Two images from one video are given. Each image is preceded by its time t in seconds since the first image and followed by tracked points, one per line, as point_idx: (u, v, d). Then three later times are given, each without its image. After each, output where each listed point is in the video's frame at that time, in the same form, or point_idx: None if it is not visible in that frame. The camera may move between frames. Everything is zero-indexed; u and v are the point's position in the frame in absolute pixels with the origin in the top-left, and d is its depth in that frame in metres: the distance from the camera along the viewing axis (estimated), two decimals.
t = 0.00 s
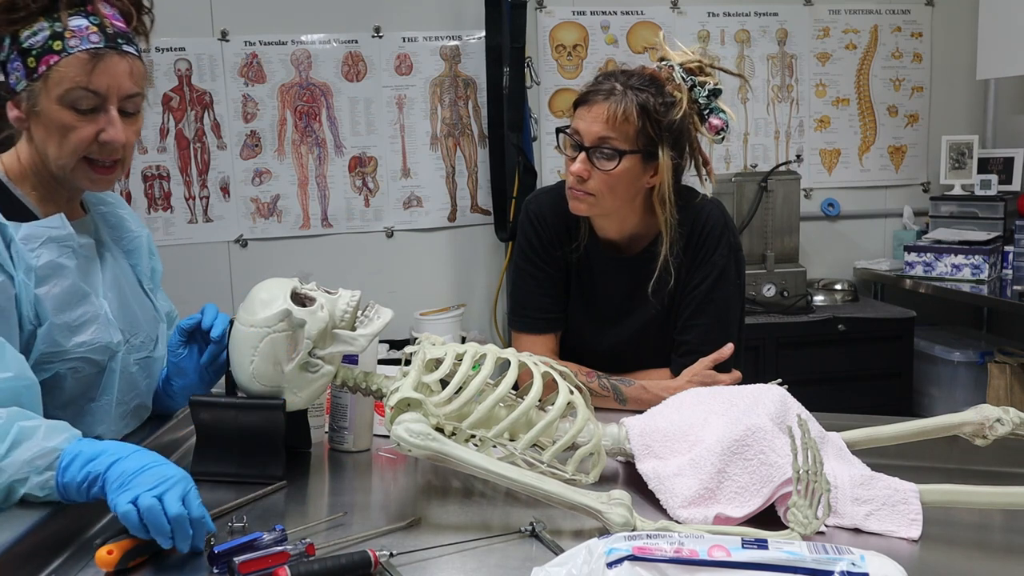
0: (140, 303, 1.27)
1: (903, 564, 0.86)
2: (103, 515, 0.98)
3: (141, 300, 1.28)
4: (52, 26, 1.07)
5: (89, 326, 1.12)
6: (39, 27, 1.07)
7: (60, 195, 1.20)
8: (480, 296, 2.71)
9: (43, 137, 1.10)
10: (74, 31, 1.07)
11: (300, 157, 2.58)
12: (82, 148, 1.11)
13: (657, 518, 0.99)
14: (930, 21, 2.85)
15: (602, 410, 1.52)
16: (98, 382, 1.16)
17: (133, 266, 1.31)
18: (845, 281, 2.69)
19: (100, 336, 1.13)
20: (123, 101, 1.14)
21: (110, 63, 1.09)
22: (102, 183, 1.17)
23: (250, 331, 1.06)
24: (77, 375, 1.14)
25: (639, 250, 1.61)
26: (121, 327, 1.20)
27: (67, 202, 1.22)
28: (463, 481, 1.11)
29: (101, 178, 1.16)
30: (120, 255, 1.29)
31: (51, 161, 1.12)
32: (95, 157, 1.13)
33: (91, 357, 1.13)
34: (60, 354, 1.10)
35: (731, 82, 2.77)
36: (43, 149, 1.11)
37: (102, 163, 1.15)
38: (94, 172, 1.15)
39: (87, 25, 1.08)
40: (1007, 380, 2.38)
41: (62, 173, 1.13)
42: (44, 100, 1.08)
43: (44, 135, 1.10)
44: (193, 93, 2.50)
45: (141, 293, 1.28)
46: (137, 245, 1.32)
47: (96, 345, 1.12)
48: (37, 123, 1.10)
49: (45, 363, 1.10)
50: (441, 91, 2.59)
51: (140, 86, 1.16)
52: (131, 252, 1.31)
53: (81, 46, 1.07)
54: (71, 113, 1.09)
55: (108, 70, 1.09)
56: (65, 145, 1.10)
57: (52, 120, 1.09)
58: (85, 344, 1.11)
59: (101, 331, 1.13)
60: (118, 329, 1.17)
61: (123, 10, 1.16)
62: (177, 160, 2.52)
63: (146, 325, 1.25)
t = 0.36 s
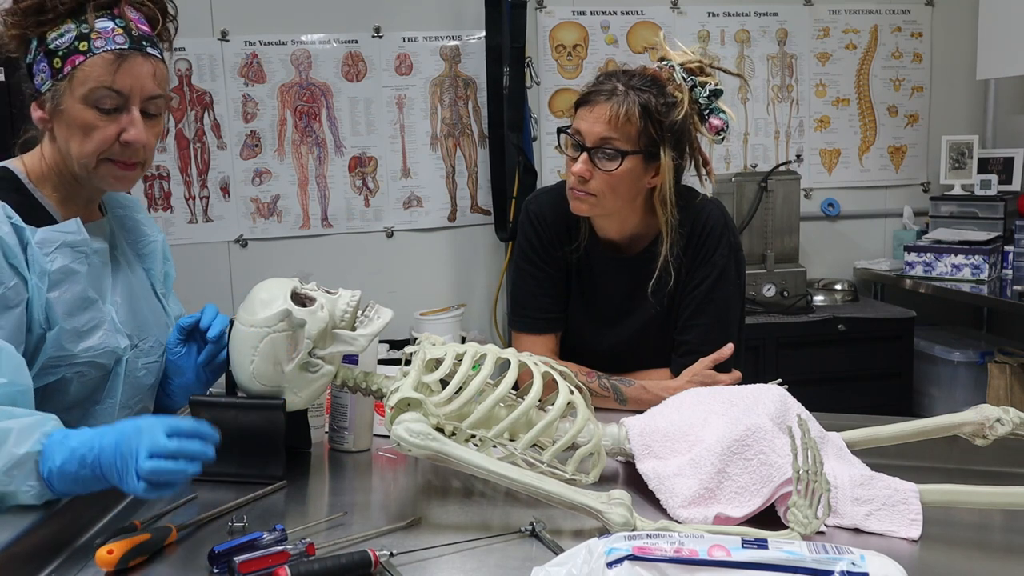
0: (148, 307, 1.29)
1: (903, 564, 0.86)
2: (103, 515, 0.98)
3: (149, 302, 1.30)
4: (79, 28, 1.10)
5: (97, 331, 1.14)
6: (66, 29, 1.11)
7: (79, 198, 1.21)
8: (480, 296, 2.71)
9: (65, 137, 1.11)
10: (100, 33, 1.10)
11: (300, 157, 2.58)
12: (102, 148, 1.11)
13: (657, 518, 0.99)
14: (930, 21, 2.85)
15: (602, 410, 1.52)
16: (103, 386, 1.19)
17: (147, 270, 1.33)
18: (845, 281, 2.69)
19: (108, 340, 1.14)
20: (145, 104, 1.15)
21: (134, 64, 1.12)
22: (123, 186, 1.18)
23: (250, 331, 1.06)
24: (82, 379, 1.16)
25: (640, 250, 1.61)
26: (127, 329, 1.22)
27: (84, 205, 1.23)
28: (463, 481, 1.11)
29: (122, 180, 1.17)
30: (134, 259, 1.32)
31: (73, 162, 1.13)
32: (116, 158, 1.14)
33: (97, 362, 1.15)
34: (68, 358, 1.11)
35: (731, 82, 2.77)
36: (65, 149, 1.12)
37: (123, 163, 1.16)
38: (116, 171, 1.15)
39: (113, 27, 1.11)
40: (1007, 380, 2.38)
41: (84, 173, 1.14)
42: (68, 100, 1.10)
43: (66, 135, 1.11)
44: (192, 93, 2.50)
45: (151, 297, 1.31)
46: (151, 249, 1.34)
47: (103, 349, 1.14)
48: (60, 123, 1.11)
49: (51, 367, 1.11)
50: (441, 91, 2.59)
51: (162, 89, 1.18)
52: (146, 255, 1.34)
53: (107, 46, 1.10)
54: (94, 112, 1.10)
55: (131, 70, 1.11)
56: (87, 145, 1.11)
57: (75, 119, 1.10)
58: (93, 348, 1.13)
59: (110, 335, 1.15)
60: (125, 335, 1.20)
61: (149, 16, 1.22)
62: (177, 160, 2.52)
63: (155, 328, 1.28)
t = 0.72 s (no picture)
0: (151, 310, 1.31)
1: (903, 564, 0.86)
2: (103, 514, 0.98)
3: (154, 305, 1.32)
4: (95, 29, 1.11)
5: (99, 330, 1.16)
6: (82, 30, 1.11)
7: (90, 200, 1.22)
8: (480, 296, 2.71)
9: (77, 136, 1.13)
10: (113, 33, 1.10)
11: (300, 157, 2.58)
12: (109, 146, 1.12)
13: (657, 518, 0.99)
14: (930, 21, 2.85)
15: (602, 411, 1.52)
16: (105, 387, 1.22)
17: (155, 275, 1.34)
18: (845, 281, 2.70)
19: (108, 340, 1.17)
20: (155, 103, 1.15)
21: (144, 63, 1.12)
22: (131, 185, 1.18)
23: (250, 330, 1.06)
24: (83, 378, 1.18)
25: (639, 250, 1.61)
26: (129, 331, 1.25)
27: (96, 208, 1.24)
28: (464, 481, 1.11)
29: (129, 179, 1.16)
30: (146, 262, 1.33)
31: (83, 160, 1.13)
32: (124, 157, 1.14)
33: (98, 361, 1.17)
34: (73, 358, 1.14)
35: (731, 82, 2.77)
36: (77, 149, 1.13)
37: (131, 161, 1.15)
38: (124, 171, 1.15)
39: (127, 27, 1.11)
40: (1007, 380, 2.38)
41: (93, 172, 1.14)
42: (81, 99, 1.11)
43: (78, 134, 1.12)
44: (192, 93, 2.50)
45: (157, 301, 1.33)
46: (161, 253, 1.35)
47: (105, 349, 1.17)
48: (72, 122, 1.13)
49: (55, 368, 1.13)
50: (441, 91, 2.59)
51: (174, 90, 1.17)
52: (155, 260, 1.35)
53: (118, 46, 1.10)
54: (102, 109, 1.11)
55: (140, 69, 1.12)
56: (96, 143, 1.11)
57: (86, 117, 1.11)
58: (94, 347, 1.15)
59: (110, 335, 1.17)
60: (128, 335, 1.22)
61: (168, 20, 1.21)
62: (177, 160, 2.52)
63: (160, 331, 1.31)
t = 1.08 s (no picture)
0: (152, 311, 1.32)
1: (903, 564, 0.86)
2: (103, 514, 0.98)
3: (156, 305, 1.33)
4: (98, 30, 1.11)
5: (106, 326, 1.17)
6: (86, 31, 1.11)
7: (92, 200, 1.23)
8: (480, 296, 2.71)
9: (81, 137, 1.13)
10: (117, 34, 1.10)
11: (300, 157, 2.58)
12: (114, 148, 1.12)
13: (657, 518, 0.99)
14: (930, 21, 2.85)
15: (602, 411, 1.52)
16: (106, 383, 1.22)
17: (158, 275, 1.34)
18: (845, 281, 2.70)
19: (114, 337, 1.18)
20: (158, 105, 1.15)
21: (147, 65, 1.12)
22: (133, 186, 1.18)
23: (250, 331, 1.06)
24: (89, 376, 1.18)
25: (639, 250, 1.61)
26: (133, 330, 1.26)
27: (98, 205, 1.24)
28: (463, 481, 1.11)
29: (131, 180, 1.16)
30: (147, 263, 1.32)
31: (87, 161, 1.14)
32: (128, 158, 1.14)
33: (105, 357, 1.18)
34: (79, 352, 1.15)
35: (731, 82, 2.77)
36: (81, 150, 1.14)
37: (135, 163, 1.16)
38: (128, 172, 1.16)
39: (130, 29, 1.11)
40: (1007, 380, 2.38)
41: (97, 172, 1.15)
42: (85, 101, 1.11)
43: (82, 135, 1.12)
44: (192, 93, 2.50)
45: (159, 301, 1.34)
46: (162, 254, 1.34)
47: (111, 345, 1.18)
48: (76, 123, 1.13)
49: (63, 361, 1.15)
50: (441, 91, 2.59)
51: (177, 91, 1.17)
52: (157, 260, 1.34)
53: (122, 48, 1.10)
54: (107, 111, 1.11)
55: (144, 71, 1.11)
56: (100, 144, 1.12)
57: (91, 119, 1.11)
58: (101, 343, 1.17)
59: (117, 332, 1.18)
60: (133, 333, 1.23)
61: (169, 21, 1.21)
62: (177, 160, 2.52)
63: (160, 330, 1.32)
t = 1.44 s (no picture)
0: (151, 310, 1.32)
1: (903, 564, 0.86)
2: (103, 514, 0.98)
3: (155, 306, 1.33)
4: (100, 32, 1.11)
5: (106, 325, 1.17)
6: (88, 32, 1.11)
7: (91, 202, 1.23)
8: (480, 296, 2.71)
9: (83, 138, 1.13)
10: (120, 37, 1.10)
11: (300, 157, 2.58)
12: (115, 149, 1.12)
13: (657, 518, 0.99)
14: (930, 21, 2.85)
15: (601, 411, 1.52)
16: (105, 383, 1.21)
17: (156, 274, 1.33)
18: (845, 281, 2.69)
19: (113, 336, 1.17)
20: (161, 107, 1.16)
21: (151, 68, 1.12)
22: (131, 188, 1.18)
23: (250, 330, 1.06)
24: (88, 376, 1.18)
25: (638, 250, 1.61)
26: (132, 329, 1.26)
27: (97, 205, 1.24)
28: (463, 481, 1.11)
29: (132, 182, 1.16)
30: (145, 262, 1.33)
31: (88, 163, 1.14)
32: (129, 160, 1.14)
33: (105, 356, 1.18)
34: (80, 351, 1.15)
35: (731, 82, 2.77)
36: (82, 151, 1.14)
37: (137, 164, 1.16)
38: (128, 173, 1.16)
39: (133, 32, 1.11)
40: (1007, 380, 2.38)
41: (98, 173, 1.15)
42: (87, 101, 1.11)
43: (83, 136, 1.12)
44: (192, 93, 2.50)
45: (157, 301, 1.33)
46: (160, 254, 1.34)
47: (111, 344, 1.18)
48: (77, 124, 1.13)
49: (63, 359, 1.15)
50: (441, 91, 2.59)
51: (178, 94, 1.18)
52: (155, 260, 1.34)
53: (126, 50, 1.10)
54: (110, 113, 1.11)
55: (148, 74, 1.12)
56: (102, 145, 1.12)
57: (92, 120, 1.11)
58: (101, 342, 1.17)
59: (116, 331, 1.18)
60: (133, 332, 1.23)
61: (171, 24, 1.22)
62: (177, 160, 2.52)
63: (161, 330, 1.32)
